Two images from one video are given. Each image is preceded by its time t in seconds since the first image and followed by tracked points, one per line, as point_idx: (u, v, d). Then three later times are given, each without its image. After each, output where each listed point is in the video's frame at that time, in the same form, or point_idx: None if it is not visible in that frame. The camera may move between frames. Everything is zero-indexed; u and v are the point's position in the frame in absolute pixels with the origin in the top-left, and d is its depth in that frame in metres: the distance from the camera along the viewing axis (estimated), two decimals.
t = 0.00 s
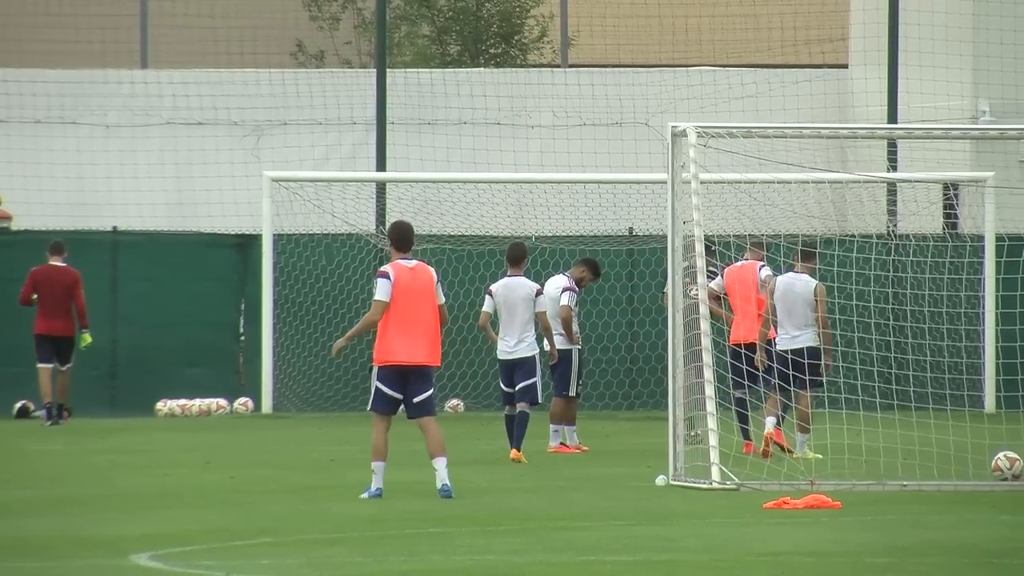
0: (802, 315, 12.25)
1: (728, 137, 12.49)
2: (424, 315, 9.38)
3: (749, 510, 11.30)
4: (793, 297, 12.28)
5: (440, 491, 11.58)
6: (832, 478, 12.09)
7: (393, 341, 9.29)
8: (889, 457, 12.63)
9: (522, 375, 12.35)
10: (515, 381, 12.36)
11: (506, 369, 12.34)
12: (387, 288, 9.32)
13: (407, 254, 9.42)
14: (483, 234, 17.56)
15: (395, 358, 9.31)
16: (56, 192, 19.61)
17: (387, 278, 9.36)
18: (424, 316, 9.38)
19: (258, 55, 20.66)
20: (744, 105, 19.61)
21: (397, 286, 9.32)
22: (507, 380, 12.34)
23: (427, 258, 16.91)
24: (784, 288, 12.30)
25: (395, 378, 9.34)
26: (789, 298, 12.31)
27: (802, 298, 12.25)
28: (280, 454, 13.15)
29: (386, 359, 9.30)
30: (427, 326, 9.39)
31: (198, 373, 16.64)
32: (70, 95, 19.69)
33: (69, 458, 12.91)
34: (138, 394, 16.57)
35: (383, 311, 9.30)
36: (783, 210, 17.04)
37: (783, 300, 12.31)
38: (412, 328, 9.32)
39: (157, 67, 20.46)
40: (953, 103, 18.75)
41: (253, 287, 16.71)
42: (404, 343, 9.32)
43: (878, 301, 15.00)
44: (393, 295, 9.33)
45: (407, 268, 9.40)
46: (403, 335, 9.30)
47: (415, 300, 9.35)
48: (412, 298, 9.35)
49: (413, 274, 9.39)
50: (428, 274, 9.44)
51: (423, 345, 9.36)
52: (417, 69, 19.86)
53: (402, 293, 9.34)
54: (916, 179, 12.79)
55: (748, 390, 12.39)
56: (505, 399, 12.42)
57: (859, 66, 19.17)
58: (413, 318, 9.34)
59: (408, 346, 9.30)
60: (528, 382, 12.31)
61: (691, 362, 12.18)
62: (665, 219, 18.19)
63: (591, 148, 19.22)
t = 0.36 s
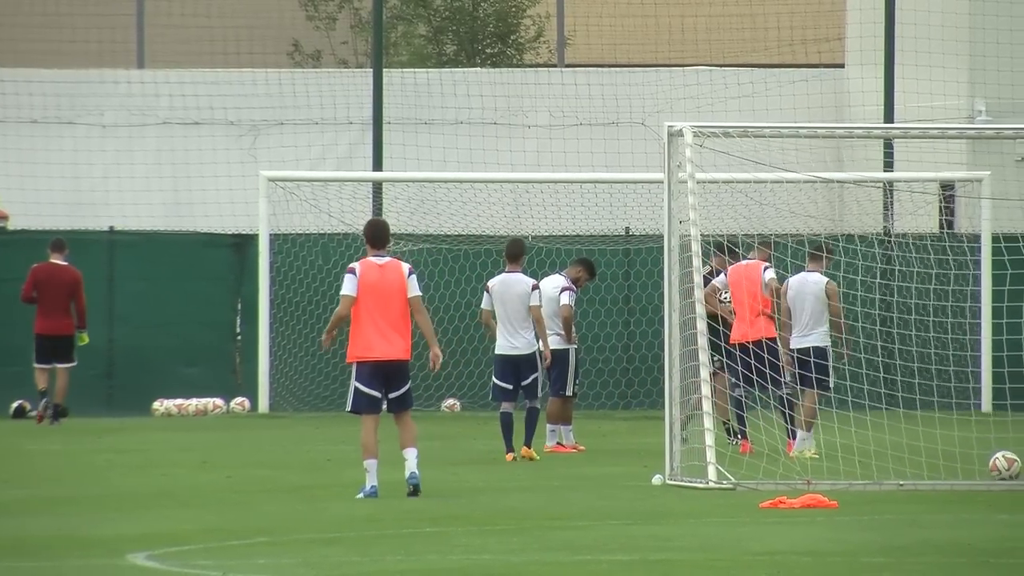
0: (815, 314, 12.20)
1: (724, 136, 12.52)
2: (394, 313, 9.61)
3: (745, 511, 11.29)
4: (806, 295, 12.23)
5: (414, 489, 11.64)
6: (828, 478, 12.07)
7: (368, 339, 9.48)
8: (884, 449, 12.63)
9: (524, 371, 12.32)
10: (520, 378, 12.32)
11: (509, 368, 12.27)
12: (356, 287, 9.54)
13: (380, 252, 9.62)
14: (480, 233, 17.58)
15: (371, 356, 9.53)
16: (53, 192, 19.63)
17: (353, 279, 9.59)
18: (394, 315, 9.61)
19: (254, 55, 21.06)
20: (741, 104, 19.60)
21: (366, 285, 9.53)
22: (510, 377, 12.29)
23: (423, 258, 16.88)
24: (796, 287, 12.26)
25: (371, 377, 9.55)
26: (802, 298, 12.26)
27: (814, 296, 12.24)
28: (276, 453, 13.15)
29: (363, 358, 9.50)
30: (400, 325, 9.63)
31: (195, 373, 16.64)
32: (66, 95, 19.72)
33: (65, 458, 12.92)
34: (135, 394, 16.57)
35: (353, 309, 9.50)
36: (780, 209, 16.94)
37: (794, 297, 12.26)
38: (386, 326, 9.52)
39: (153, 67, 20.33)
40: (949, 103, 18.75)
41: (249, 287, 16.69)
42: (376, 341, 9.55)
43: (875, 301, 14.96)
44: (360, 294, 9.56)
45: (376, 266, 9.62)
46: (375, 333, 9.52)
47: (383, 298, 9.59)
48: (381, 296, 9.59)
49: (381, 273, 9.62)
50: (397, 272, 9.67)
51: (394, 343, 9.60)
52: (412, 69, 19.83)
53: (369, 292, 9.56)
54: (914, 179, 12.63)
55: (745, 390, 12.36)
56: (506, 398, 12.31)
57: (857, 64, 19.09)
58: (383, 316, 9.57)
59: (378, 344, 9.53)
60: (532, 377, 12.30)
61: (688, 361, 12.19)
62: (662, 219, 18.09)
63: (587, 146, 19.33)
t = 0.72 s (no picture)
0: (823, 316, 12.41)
1: (720, 136, 12.53)
2: (386, 315, 9.83)
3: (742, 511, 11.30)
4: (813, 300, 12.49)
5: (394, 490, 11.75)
6: (825, 478, 12.09)
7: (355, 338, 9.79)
8: (879, 450, 12.65)
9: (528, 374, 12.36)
10: (524, 381, 12.34)
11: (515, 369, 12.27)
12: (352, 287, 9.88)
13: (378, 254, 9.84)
14: (477, 233, 17.57)
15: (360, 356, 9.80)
16: (49, 193, 19.59)
17: (352, 280, 9.94)
18: (386, 316, 9.83)
19: (251, 55, 20.83)
20: (738, 105, 19.61)
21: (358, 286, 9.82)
22: (514, 379, 12.31)
23: (419, 258, 16.90)
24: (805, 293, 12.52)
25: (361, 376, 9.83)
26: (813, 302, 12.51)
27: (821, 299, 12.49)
28: (272, 453, 13.16)
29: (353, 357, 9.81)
30: (393, 327, 9.82)
31: (190, 373, 16.64)
32: (63, 95, 19.69)
33: (62, 458, 12.92)
34: (130, 395, 16.58)
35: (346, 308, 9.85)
36: (777, 209, 16.99)
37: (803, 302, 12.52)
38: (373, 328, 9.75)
39: (149, 67, 20.61)
40: (945, 103, 18.77)
41: (245, 287, 16.65)
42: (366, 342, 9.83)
43: (871, 302, 14.89)
44: (356, 295, 9.89)
45: (374, 268, 9.89)
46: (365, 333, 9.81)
47: (376, 300, 9.84)
48: (375, 298, 9.84)
49: (377, 275, 9.88)
50: (395, 275, 9.86)
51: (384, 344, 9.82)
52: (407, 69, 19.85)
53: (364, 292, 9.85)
54: (907, 177, 12.66)
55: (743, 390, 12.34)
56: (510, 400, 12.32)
57: (852, 66, 19.41)
58: (374, 317, 9.82)
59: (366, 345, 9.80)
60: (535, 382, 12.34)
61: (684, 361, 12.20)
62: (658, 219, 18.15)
63: (584, 146, 19.33)
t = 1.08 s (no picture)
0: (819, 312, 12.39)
1: (707, 136, 12.52)
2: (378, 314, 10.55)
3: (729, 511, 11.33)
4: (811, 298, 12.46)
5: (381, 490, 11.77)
6: (811, 478, 12.11)
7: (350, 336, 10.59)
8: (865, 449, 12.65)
9: (519, 372, 12.58)
10: (512, 380, 12.58)
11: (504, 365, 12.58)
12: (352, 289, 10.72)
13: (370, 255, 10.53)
14: (465, 233, 17.60)
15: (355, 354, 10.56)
16: (36, 194, 19.61)
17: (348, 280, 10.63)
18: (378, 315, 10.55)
19: (237, 55, 20.79)
20: (724, 105, 19.58)
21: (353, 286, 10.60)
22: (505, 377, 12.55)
23: (406, 259, 16.83)
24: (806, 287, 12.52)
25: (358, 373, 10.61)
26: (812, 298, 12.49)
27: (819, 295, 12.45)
28: (259, 453, 13.16)
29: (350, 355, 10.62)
30: (386, 325, 10.52)
31: (177, 373, 16.64)
32: (49, 95, 19.69)
33: (50, 458, 12.92)
34: (116, 395, 16.57)
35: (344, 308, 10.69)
36: (763, 209, 16.96)
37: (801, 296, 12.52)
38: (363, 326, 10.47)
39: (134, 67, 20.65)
40: (933, 103, 18.68)
41: (232, 287, 16.64)
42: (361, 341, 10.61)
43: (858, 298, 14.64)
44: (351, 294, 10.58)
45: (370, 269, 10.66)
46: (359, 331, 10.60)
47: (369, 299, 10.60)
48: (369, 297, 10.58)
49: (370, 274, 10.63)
50: (387, 276, 10.51)
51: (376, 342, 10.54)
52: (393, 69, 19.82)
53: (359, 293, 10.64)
54: (896, 178, 12.55)
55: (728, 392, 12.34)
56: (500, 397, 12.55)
57: (838, 66, 19.34)
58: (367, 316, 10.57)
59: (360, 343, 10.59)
60: (525, 380, 12.53)
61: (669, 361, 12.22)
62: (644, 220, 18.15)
63: (571, 147, 19.24)
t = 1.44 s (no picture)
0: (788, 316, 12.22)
1: (652, 138, 12.51)
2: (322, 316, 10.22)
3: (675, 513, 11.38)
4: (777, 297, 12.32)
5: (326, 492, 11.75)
6: (755, 480, 12.17)
7: (295, 341, 10.21)
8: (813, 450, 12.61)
9: (470, 376, 12.55)
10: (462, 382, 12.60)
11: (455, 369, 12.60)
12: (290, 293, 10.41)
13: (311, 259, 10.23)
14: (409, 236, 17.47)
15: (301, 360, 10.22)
16: None
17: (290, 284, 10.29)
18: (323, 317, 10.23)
19: (181, 56, 20.91)
20: (668, 106, 19.39)
21: (295, 291, 10.25)
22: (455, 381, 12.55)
23: (351, 260, 16.57)
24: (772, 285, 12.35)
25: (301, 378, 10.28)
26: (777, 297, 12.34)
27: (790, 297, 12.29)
28: (206, 457, 13.11)
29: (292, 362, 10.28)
30: (331, 330, 10.20)
31: (120, 375, 16.62)
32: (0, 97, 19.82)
33: None
34: (59, 397, 16.55)
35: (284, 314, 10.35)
36: (707, 211, 16.78)
37: (763, 296, 12.34)
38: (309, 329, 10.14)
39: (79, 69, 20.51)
40: (875, 106, 18.84)
41: (176, 288, 16.63)
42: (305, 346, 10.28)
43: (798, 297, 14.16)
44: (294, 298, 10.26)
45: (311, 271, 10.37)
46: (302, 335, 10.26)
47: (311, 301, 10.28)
48: (312, 299, 10.26)
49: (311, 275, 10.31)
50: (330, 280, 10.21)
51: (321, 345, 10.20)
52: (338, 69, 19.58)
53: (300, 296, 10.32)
54: (842, 179, 12.47)
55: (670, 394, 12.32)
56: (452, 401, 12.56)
57: (783, 68, 19.31)
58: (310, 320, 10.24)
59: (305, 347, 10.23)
60: (476, 384, 12.55)
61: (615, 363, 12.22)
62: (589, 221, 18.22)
63: (516, 149, 19.43)
